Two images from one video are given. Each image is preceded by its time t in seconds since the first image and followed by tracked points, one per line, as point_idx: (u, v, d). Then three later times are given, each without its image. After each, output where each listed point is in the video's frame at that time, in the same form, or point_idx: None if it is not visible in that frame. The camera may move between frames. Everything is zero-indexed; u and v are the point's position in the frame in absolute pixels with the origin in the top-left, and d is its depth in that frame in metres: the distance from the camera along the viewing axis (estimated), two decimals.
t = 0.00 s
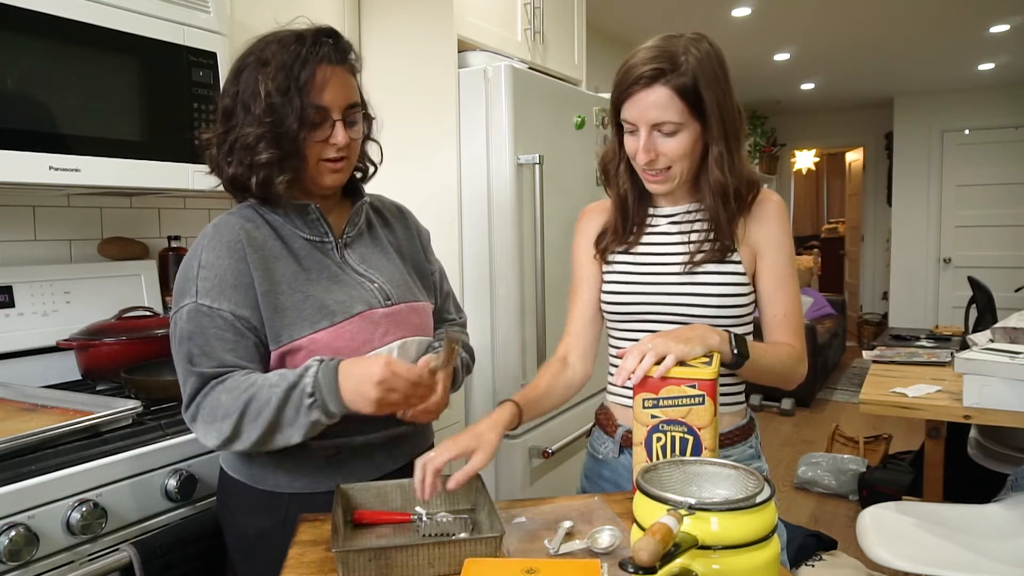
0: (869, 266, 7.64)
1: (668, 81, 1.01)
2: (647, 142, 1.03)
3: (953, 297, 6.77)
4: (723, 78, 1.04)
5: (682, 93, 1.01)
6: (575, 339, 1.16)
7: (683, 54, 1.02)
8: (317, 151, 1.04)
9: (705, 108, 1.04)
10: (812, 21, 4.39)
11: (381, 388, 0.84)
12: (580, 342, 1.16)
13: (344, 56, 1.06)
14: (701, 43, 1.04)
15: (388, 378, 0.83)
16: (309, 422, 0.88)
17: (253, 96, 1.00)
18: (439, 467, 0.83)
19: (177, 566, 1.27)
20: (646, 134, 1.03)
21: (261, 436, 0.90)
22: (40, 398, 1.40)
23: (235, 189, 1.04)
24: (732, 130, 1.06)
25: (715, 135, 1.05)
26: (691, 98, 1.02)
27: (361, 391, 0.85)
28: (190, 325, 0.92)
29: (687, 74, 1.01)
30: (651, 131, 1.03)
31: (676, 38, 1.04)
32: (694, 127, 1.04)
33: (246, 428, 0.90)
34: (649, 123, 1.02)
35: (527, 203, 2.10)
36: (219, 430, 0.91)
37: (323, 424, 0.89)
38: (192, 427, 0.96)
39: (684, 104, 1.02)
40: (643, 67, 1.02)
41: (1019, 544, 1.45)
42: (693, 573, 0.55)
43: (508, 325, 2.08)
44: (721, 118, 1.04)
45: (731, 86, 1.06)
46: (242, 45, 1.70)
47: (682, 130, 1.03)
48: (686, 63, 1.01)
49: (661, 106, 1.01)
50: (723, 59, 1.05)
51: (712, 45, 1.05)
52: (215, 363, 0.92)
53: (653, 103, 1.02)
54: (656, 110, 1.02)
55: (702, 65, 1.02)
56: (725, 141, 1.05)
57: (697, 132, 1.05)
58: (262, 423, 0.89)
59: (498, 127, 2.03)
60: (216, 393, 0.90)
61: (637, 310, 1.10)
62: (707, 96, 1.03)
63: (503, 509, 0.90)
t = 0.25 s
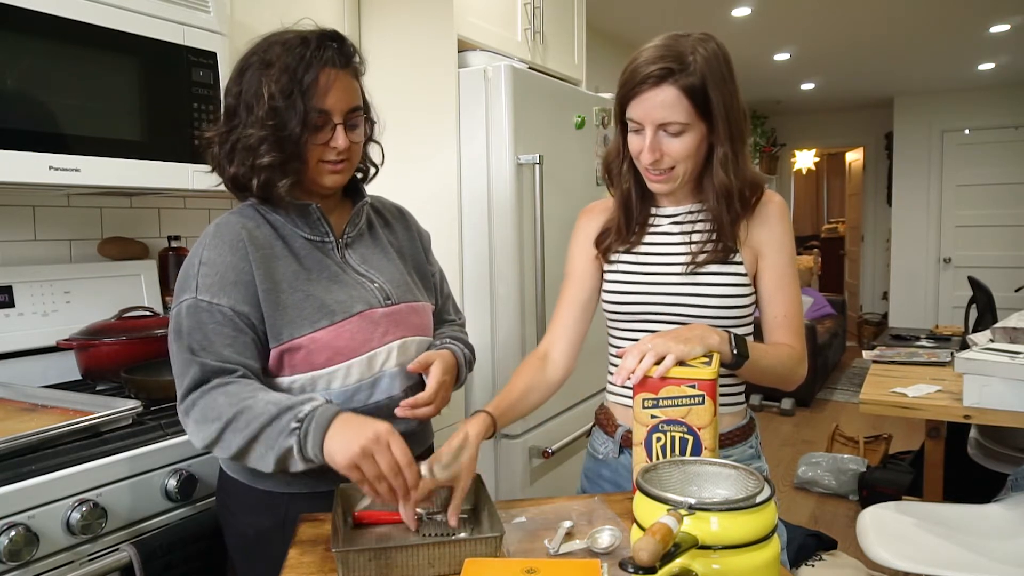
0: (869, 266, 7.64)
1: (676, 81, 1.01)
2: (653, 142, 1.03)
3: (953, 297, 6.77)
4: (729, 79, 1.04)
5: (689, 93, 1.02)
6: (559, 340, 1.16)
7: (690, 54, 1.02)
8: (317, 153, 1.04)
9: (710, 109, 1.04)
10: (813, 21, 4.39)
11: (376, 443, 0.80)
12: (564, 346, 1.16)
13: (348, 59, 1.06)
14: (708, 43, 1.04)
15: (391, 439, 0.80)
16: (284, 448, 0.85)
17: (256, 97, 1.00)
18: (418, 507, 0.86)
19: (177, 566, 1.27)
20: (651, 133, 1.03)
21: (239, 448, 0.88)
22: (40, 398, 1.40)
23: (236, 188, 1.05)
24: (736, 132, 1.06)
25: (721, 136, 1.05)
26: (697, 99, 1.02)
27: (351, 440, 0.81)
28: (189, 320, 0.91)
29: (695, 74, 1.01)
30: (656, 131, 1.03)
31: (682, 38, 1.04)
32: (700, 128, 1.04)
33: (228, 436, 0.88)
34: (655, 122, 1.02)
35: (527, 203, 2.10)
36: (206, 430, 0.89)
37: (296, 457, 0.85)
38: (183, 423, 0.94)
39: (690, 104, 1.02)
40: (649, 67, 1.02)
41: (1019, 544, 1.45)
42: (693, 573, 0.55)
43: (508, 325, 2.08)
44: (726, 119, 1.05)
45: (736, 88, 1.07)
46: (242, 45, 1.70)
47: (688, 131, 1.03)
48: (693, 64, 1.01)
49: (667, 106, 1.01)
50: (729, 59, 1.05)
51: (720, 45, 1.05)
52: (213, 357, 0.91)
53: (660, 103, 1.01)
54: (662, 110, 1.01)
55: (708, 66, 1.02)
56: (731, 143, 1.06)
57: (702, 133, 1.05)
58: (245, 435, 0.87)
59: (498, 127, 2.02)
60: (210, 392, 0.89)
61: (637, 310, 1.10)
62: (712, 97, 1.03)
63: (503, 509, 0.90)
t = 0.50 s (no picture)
0: (869, 266, 7.64)
1: (678, 82, 1.01)
2: (654, 143, 1.03)
3: (953, 297, 6.77)
4: (731, 79, 1.04)
5: (691, 94, 1.01)
6: (550, 337, 1.17)
7: (693, 55, 1.01)
8: (317, 153, 1.04)
9: (711, 110, 1.04)
10: (812, 21, 4.39)
11: (390, 486, 0.79)
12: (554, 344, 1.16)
13: (348, 59, 1.06)
14: (710, 42, 1.04)
15: (406, 487, 0.79)
16: (296, 468, 0.84)
17: (255, 96, 1.00)
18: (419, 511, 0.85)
19: (177, 567, 1.27)
20: (653, 135, 1.03)
21: (248, 459, 0.87)
22: (40, 398, 1.40)
23: (236, 188, 1.05)
24: (737, 132, 1.06)
25: (723, 137, 1.05)
26: (699, 100, 1.02)
27: (366, 478, 0.79)
28: (197, 319, 0.91)
29: (697, 75, 1.01)
30: (658, 132, 1.03)
31: (684, 38, 1.04)
32: (702, 129, 1.04)
33: (238, 445, 0.87)
34: (657, 124, 1.02)
35: (527, 203, 2.10)
36: (215, 436, 0.89)
37: (305, 478, 0.84)
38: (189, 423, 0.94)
39: (692, 105, 1.02)
40: (651, 67, 1.01)
41: (1019, 544, 1.45)
42: (693, 573, 0.55)
43: (508, 325, 2.08)
44: (728, 120, 1.05)
45: (738, 88, 1.06)
46: (242, 45, 1.70)
47: (689, 132, 1.03)
48: (695, 65, 1.01)
49: (669, 108, 1.01)
50: (731, 59, 1.05)
51: (722, 45, 1.05)
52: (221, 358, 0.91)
53: (662, 104, 1.01)
54: (664, 111, 1.01)
55: (710, 67, 1.02)
56: (732, 143, 1.06)
57: (704, 134, 1.05)
58: (257, 448, 0.86)
59: (498, 127, 2.02)
60: (221, 397, 0.89)
61: (637, 310, 1.10)
62: (714, 97, 1.03)
63: (503, 509, 0.90)
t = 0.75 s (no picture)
0: (869, 266, 7.64)
1: (679, 83, 1.01)
2: (655, 144, 1.03)
3: (953, 297, 6.77)
4: (732, 80, 1.04)
5: (692, 95, 1.01)
6: (548, 331, 1.16)
7: (694, 55, 1.01)
8: (316, 155, 1.04)
9: (712, 111, 1.04)
10: (812, 21, 4.39)
11: (396, 504, 0.78)
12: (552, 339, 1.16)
13: (348, 61, 1.06)
14: (711, 43, 1.04)
15: (411, 506, 0.79)
16: (301, 477, 0.84)
17: (255, 99, 1.00)
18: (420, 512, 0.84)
19: (177, 567, 1.27)
20: (654, 135, 1.03)
21: (254, 464, 0.87)
22: (40, 398, 1.40)
23: (235, 189, 1.05)
24: (739, 132, 1.06)
25: (724, 138, 1.05)
26: (700, 101, 1.02)
27: (371, 494, 0.79)
28: (201, 319, 0.91)
29: (698, 76, 1.01)
30: (659, 133, 1.03)
31: (686, 38, 1.04)
32: (703, 130, 1.04)
33: (244, 449, 0.87)
34: (658, 125, 1.02)
35: (527, 203, 2.10)
36: (221, 438, 0.89)
37: (310, 488, 0.83)
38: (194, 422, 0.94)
39: (693, 106, 1.02)
40: (652, 68, 1.01)
41: (1019, 544, 1.45)
42: (693, 573, 0.55)
43: (508, 325, 2.09)
44: (730, 121, 1.05)
45: (739, 88, 1.06)
46: (242, 45, 1.70)
47: (690, 133, 1.03)
48: (696, 65, 1.01)
49: (670, 108, 1.01)
50: (733, 59, 1.05)
51: (723, 45, 1.05)
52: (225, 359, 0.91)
53: (663, 105, 1.01)
54: (665, 112, 1.01)
55: (712, 67, 1.02)
56: (734, 144, 1.05)
57: (705, 135, 1.05)
58: (263, 454, 0.86)
59: (498, 127, 2.02)
60: (228, 399, 0.89)
61: (637, 310, 1.10)
62: (715, 98, 1.03)
63: (504, 509, 0.90)
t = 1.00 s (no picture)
0: (869, 266, 7.63)
1: (682, 85, 1.00)
2: (658, 145, 1.03)
3: (953, 297, 6.77)
4: (735, 81, 1.04)
5: (695, 97, 1.01)
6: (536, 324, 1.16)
7: (697, 57, 1.01)
8: (315, 156, 1.04)
9: (715, 113, 1.03)
10: (811, 21, 4.39)
11: (398, 504, 0.78)
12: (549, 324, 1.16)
13: (348, 62, 1.06)
14: (714, 44, 1.04)
15: (414, 508, 0.79)
16: (305, 477, 0.84)
17: (255, 99, 0.99)
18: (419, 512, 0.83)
19: (177, 567, 1.27)
20: (657, 137, 1.03)
21: (257, 464, 0.87)
22: (40, 398, 1.40)
23: (235, 190, 1.05)
24: (741, 133, 1.06)
25: (727, 139, 1.05)
26: (703, 102, 1.02)
27: (373, 495, 0.78)
28: (202, 319, 0.91)
29: (701, 78, 1.01)
30: (662, 135, 1.03)
31: (689, 39, 1.03)
32: (706, 131, 1.04)
33: (248, 449, 0.87)
34: (660, 127, 1.02)
35: (527, 202, 2.10)
36: (223, 437, 0.88)
37: (313, 489, 0.83)
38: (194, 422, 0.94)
39: (696, 107, 1.02)
40: (654, 70, 1.01)
41: (1019, 544, 1.45)
42: (693, 573, 0.55)
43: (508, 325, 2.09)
44: (733, 122, 1.04)
45: (742, 89, 1.06)
46: (242, 45, 1.70)
47: (693, 135, 1.03)
48: (699, 67, 1.01)
49: (673, 110, 1.01)
50: (735, 60, 1.05)
51: (726, 46, 1.05)
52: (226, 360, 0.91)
53: (666, 107, 1.01)
54: (667, 114, 1.01)
55: (715, 68, 1.01)
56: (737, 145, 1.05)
57: (707, 136, 1.04)
58: (266, 454, 0.86)
59: (498, 127, 2.02)
60: (232, 399, 0.89)
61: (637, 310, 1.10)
62: (718, 99, 1.02)
63: (504, 509, 0.90)
